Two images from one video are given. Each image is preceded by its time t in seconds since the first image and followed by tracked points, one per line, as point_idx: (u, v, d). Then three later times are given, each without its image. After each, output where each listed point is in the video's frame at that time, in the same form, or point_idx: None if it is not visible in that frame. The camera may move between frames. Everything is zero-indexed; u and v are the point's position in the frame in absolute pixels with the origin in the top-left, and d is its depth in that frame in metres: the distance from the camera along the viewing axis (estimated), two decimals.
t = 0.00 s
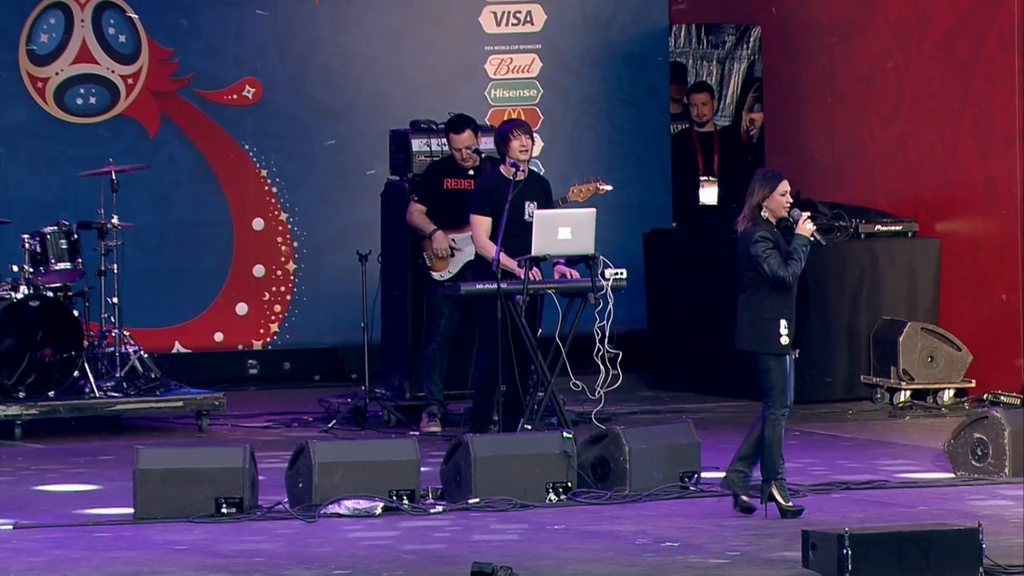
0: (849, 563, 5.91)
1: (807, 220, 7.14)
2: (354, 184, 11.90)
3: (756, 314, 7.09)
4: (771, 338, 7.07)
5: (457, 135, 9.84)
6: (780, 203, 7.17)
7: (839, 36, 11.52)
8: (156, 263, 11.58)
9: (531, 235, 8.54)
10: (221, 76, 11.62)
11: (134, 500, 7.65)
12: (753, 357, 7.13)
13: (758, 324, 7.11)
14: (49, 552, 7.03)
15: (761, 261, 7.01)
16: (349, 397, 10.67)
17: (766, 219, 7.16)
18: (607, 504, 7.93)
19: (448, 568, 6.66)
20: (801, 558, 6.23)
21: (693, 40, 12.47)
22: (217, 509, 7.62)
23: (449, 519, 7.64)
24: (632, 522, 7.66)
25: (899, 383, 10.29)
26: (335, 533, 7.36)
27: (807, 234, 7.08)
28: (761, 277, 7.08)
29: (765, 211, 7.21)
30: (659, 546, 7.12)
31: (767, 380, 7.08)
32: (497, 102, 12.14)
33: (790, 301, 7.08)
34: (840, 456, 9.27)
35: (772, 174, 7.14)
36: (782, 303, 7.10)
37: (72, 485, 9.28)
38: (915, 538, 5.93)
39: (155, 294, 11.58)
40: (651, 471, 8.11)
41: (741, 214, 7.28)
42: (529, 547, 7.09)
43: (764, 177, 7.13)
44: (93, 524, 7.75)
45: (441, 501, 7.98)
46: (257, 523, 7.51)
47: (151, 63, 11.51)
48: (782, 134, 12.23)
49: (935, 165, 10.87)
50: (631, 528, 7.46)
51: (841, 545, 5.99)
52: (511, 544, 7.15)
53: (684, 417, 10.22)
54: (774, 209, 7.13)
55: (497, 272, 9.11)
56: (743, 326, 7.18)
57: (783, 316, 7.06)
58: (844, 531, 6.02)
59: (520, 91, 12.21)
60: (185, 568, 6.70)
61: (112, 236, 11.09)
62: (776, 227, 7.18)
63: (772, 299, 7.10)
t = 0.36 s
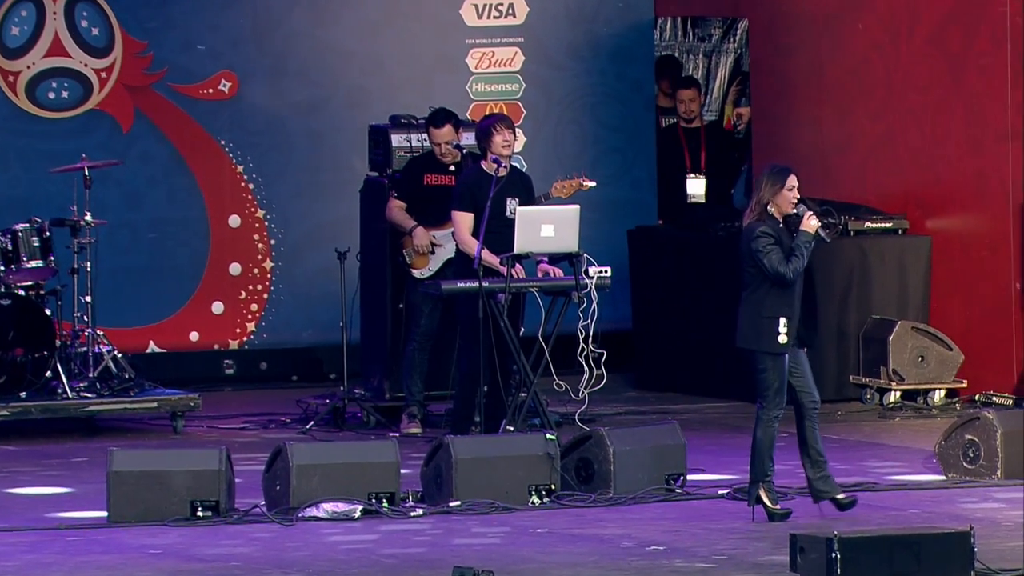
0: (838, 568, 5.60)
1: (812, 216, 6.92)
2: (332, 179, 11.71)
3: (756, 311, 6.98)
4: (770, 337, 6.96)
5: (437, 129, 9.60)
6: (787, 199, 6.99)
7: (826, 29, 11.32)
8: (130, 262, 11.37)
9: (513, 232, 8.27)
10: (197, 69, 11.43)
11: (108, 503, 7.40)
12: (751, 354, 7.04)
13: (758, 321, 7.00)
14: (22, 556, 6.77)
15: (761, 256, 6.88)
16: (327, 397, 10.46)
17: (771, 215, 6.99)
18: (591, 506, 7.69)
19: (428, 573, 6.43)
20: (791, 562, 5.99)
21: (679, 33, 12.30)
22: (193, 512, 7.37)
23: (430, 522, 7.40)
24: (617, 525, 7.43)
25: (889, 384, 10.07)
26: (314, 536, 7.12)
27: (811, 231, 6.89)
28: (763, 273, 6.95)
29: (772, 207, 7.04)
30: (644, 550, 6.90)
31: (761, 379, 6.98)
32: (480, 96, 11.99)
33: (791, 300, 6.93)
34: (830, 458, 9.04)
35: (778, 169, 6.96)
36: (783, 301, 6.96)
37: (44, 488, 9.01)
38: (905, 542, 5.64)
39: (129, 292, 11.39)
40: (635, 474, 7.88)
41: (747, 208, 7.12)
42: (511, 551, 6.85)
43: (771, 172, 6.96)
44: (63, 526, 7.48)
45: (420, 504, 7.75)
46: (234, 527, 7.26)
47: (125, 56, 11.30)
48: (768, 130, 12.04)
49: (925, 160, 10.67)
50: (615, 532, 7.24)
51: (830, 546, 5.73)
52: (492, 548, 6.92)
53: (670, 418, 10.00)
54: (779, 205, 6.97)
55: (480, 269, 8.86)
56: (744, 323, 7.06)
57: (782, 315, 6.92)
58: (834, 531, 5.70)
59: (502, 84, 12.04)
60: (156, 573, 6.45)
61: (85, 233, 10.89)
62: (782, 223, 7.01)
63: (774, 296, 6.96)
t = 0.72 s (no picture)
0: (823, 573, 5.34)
1: (824, 212, 6.73)
2: (305, 175, 11.53)
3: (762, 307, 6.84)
4: (773, 335, 6.80)
5: (414, 123, 9.39)
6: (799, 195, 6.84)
7: (810, 21, 11.12)
8: (98, 259, 11.17)
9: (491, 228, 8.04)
10: (168, 62, 11.23)
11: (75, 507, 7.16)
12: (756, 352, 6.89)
13: (764, 319, 6.85)
14: None
15: (766, 251, 6.76)
16: (300, 398, 10.25)
17: (782, 210, 6.85)
18: (569, 509, 7.47)
19: None
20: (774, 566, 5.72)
21: (660, 26, 12.00)
22: (163, 515, 7.12)
23: (405, 525, 7.16)
24: (596, 529, 7.20)
25: (874, 383, 9.90)
26: (287, 540, 6.87)
27: (819, 227, 6.71)
28: (769, 269, 6.80)
29: (784, 204, 6.89)
30: (624, 554, 6.68)
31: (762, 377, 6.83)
32: (456, 90, 11.82)
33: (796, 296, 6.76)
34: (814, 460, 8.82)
35: (790, 164, 6.82)
36: (789, 298, 6.79)
37: (10, 490, 8.74)
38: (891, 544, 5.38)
39: (98, 291, 11.19)
40: (615, 475, 7.64)
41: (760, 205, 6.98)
42: (489, 556, 6.62)
43: (782, 167, 6.82)
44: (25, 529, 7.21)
45: (394, 507, 7.51)
46: (205, 531, 7.01)
47: (93, 49, 11.10)
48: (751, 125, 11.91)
49: (910, 154, 10.47)
50: (594, 535, 7.01)
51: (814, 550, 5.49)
52: (468, 552, 6.69)
53: (652, 418, 9.78)
54: (791, 201, 6.82)
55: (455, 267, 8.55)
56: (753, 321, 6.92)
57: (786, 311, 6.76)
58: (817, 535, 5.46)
59: (479, 78, 11.88)
60: None
61: (52, 230, 10.70)
62: (793, 220, 6.86)
63: (779, 293, 6.81)
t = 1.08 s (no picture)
0: None
1: (836, 207, 6.55)
2: (278, 171, 11.35)
3: (774, 305, 6.65)
4: (788, 332, 6.60)
5: (389, 118, 9.14)
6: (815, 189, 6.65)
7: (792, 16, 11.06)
8: (66, 258, 10.96)
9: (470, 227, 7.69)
10: (138, 56, 11.04)
11: (44, 510, 6.89)
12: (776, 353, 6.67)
13: (775, 317, 6.66)
14: None
15: (775, 244, 6.57)
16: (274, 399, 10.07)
17: (795, 204, 6.67)
18: (550, 513, 7.24)
19: None
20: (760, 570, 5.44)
21: (642, 19, 12.03)
22: (132, 517, 6.87)
23: (381, 530, 6.91)
24: (577, 533, 6.97)
25: (859, 384, 9.69)
26: (260, 545, 6.62)
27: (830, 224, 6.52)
28: (779, 264, 6.63)
29: (798, 198, 6.70)
30: (606, 559, 6.46)
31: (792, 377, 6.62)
32: (433, 85, 11.64)
33: (807, 291, 6.60)
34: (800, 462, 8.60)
35: (806, 157, 6.62)
36: (800, 294, 6.62)
37: None
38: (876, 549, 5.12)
39: (67, 290, 10.98)
40: (597, 478, 7.41)
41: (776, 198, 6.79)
42: (467, 561, 6.38)
43: (798, 161, 6.62)
44: None
45: (371, 511, 7.26)
46: (177, 535, 6.75)
47: (62, 42, 10.90)
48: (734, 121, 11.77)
49: (892, 151, 10.33)
50: (574, 539, 6.78)
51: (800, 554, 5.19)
52: (446, 557, 6.45)
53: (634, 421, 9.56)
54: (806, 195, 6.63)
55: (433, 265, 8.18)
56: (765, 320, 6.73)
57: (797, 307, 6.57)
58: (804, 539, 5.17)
59: (457, 72, 11.68)
60: None
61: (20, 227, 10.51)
62: (806, 214, 6.68)
63: (791, 289, 6.62)
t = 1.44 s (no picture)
0: None
1: (837, 207, 6.38)
2: (251, 166, 11.15)
3: (770, 302, 6.49)
4: (780, 331, 6.43)
5: (367, 105, 8.95)
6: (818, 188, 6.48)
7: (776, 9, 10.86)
8: (34, 255, 10.79)
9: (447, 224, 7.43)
10: (109, 49, 10.86)
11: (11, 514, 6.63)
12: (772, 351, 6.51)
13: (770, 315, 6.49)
14: None
15: (773, 242, 6.41)
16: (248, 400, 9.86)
17: (796, 202, 6.49)
18: (530, 516, 7.01)
19: None
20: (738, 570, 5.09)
21: (624, 13, 11.80)
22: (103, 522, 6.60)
23: (357, 533, 6.67)
24: (557, 537, 6.75)
25: (846, 385, 9.47)
26: (233, 548, 6.38)
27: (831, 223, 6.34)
28: (777, 261, 6.46)
29: (801, 196, 6.52)
30: (586, 563, 6.25)
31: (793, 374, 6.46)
32: (410, 79, 11.44)
33: (805, 290, 6.42)
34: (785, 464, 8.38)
35: (810, 154, 6.44)
36: (797, 293, 6.45)
37: None
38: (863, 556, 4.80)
39: (36, 287, 10.82)
40: (578, 480, 7.20)
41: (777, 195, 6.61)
42: (445, 565, 6.16)
43: (801, 158, 6.43)
44: None
45: (347, 515, 7.02)
46: (148, 539, 6.50)
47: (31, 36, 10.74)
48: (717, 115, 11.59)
49: (877, 148, 10.14)
50: (554, 543, 6.57)
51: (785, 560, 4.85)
52: (424, 561, 6.22)
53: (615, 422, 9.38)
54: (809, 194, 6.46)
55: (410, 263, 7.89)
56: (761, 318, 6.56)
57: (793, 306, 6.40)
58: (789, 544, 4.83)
59: (434, 66, 11.50)
60: None
61: None
62: (807, 213, 6.51)
63: (789, 287, 6.45)
